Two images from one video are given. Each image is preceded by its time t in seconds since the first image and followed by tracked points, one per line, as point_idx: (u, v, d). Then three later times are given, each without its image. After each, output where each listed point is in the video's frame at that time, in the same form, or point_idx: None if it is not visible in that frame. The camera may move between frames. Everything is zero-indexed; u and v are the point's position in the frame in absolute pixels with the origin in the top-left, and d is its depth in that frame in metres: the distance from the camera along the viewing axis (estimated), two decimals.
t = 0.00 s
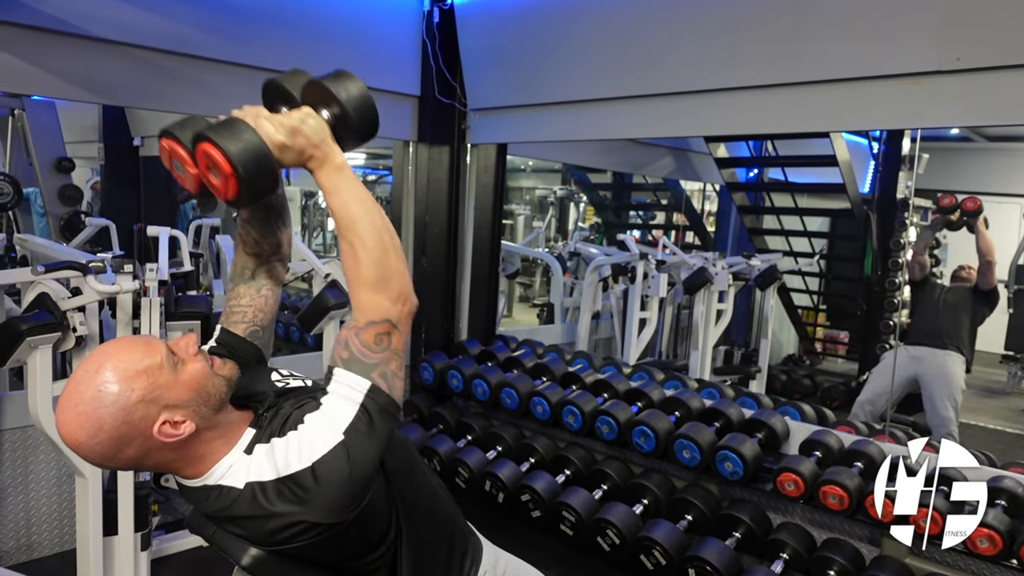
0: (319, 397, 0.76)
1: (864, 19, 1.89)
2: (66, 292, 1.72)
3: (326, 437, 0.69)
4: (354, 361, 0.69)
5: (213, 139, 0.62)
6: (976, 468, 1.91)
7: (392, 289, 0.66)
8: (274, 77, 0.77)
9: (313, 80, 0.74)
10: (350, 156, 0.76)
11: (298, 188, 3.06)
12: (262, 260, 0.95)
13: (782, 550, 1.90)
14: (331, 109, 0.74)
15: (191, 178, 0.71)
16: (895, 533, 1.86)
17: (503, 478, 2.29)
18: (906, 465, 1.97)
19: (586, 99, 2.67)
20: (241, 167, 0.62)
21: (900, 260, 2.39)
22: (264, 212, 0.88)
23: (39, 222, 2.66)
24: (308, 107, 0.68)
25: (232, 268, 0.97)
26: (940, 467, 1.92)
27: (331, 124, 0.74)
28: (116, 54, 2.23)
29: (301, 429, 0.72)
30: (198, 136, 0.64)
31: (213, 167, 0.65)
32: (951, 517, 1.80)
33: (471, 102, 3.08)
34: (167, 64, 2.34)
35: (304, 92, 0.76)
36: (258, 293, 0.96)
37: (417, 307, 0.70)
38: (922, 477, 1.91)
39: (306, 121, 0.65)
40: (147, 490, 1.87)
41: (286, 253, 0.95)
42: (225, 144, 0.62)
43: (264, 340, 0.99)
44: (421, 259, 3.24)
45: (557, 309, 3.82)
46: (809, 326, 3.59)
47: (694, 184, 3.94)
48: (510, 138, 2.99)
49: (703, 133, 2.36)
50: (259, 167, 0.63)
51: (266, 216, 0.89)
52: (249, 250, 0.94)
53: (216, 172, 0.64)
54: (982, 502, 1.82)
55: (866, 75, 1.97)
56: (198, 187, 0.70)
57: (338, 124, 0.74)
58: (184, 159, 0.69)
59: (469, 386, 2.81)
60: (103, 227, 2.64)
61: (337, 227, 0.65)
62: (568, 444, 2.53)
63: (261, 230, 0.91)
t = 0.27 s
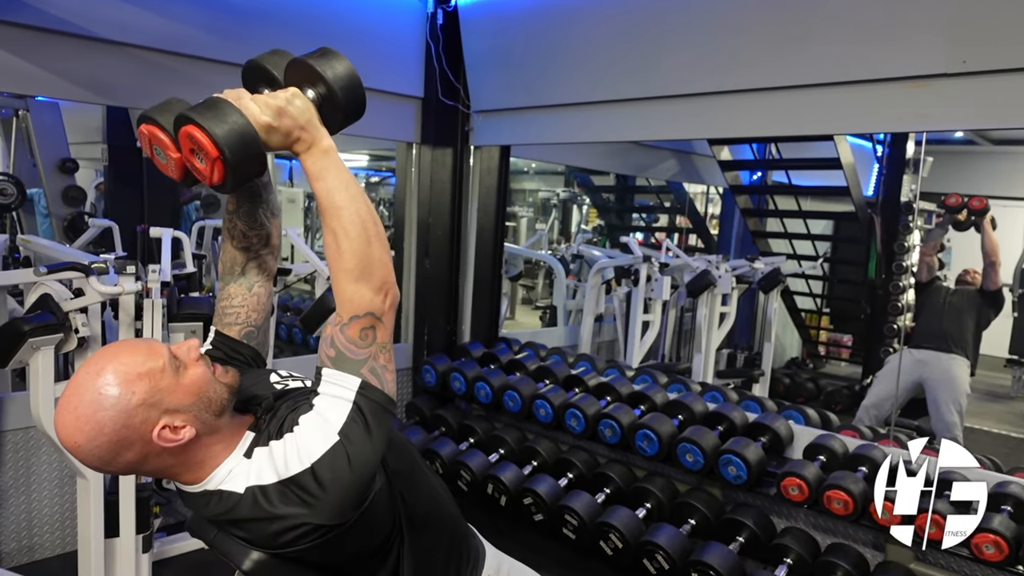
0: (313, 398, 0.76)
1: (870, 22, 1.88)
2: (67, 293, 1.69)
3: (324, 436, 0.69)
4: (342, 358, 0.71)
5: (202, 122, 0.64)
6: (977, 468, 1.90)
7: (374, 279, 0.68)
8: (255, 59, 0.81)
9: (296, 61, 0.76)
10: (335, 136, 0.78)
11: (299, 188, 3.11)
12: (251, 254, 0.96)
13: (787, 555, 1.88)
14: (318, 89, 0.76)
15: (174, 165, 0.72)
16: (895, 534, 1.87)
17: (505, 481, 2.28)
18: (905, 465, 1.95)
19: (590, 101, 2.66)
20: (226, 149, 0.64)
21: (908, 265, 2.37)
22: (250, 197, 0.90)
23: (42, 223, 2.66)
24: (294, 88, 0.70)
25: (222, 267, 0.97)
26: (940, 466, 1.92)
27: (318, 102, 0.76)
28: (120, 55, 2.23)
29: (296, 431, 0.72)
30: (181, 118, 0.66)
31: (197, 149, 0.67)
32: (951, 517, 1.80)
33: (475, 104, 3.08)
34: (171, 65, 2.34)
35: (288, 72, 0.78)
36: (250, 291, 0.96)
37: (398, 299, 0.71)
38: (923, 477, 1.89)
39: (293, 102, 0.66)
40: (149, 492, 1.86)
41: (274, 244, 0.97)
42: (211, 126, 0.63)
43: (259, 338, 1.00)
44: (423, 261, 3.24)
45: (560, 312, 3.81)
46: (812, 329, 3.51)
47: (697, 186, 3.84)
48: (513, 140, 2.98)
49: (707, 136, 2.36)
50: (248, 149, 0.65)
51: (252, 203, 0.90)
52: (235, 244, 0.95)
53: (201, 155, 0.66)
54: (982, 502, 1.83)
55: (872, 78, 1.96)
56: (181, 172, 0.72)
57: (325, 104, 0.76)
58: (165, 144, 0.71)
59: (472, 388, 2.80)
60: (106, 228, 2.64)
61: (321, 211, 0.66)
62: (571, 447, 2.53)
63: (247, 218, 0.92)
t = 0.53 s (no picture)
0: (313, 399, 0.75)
1: (875, 21, 1.88)
2: (69, 294, 1.69)
3: (325, 437, 0.69)
4: (342, 359, 0.71)
5: (202, 115, 0.63)
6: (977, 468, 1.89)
7: (374, 278, 0.69)
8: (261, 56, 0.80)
9: (302, 57, 0.75)
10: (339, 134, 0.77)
11: (302, 189, 3.12)
12: (254, 252, 0.95)
13: (791, 557, 1.87)
14: (322, 86, 0.75)
15: (177, 158, 0.72)
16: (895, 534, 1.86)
17: (508, 482, 2.27)
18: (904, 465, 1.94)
19: (593, 102, 2.66)
20: (225, 143, 0.63)
21: (911, 267, 2.40)
22: (253, 193, 0.90)
23: (46, 224, 2.67)
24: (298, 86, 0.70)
25: (223, 267, 0.96)
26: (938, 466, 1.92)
27: (321, 100, 0.75)
28: (123, 56, 2.23)
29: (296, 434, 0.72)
30: (182, 110, 0.65)
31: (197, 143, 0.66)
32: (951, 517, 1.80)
33: (478, 105, 3.07)
34: (174, 65, 2.34)
35: (293, 69, 0.77)
36: (252, 291, 0.96)
37: (399, 299, 0.72)
38: (923, 478, 1.89)
39: (297, 98, 0.67)
40: (151, 493, 1.86)
41: (277, 244, 0.97)
42: (209, 119, 0.63)
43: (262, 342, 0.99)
44: (426, 262, 3.24)
45: (562, 313, 3.81)
46: (816, 330, 3.63)
47: (701, 187, 3.91)
48: (516, 141, 2.97)
49: (710, 136, 2.35)
50: (248, 144, 0.64)
51: (256, 201, 0.91)
52: (239, 243, 0.94)
53: (201, 149, 0.65)
54: (981, 502, 1.84)
55: (877, 78, 1.95)
56: (184, 166, 0.72)
57: (330, 103, 0.75)
58: (169, 137, 0.71)
59: (475, 389, 2.79)
60: (109, 228, 2.64)
61: (322, 210, 0.67)
62: (574, 448, 2.52)
63: (251, 216, 0.92)
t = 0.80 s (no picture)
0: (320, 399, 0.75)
1: (880, 19, 1.86)
2: (72, 293, 1.70)
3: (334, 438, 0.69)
4: (350, 360, 0.71)
5: (215, 117, 0.63)
6: (978, 467, 1.89)
7: (385, 281, 0.68)
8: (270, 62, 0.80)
9: (313, 61, 0.76)
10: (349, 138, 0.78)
11: (304, 188, 3.08)
12: (263, 255, 0.95)
13: (795, 558, 1.87)
14: (332, 90, 0.76)
15: (189, 161, 0.71)
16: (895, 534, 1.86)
17: (511, 482, 2.27)
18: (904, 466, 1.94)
19: (596, 101, 2.65)
20: (238, 145, 0.63)
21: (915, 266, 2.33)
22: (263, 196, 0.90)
23: (49, 223, 2.67)
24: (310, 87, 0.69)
25: (231, 268, 0.96)
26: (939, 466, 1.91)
27: (332, 104, 0.76)
28: (125, 55, 2.23)
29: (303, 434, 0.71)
30: (195, 113, 0.65)
31: (210, 145, 0.65)
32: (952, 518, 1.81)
33: (480, 104, 3.05)
34: (176, 64, 2.34)
35: (303, 73, 0.78)
36: (259, 293, 0.95)
37: (409, 302, 0.71)
38: (923, 478, 1.90)
39: (307, 101, 0.66)
40: (154, 493, 1.86)
41: (287, 248, 0.96)
42: (223, 121, 0.62)
43: (267, 345, 0.99)
44: (429, 261, 3.24)
45: (565, 312, 3.79)
46: (819, 330, 3.59)
47: (703, 186, 4.02)
48: (519, 140, 2.96)
49: (714, 135, 2.34)
50: (261, 146, 0.64)
51: (266, 203, 0.91)
52: (247, 246, 0.94)
53: (214, 151, 0.65)
54: (982, 502, 1.85)
55: (882, 76, 1.94)
56: (195, 169, 0.71)
57: (340, 106, 0.76)
58: (181, 140, 0.70)
59: (477, 389, 2.79)
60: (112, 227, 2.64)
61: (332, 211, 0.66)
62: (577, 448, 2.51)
63: (259, 219, 0.92)
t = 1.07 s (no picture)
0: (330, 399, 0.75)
1: (883, 16, 1.85)
2: (73, 289, 1.73)
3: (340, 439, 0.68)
4: (360, 363, 0.71)
5: (217, 130, 0.63)
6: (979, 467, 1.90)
7: (398, 287, 0.69)
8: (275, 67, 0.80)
9: (316, 70, 0.75)
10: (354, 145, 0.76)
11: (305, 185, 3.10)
12: (269, 259, 0.95)
13: (797, 556, 1.87)
14: (337, 98, 0.75)
15: (194, 173, 0.71)
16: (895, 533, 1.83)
17: (512, 479, 2.27)
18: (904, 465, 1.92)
19: (598, 98, 2.64)
20: (242, 157, 0.63)
21: (917, 264, 2.25)
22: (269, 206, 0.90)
23: (50, 220, 2.67)
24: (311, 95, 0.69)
25: (238, 271, 0.96)
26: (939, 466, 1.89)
27: (336, 113, 0.75)
28: (125, 51, 2.22)
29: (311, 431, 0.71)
30: (198, 126, 0.65)
31: (214, 158, 0.65)
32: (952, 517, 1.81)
33: (482, 100, 3.05)
34: (177, 61, 2.34)
35: (308, 81, 0.77)
36: (265, 294, 0.95)
37: (422, 305, 0.72)
38: (923, 478, 1.87)
39: (311, 111, 0.65)
40: (155, 489, 1.86)
41: (293, 252, 0.96)
42: (224, 134, 0.62)
43: (271, 346, 0.97)
44: (431, 259, 3.21)
45: (567, 309, 3.75)
46: (820, 328, 3.70)
47: (704, 184, 3.92)
48: (521, 137, 2.96)
49: (716, 132, 2.34)
50: (264, 158, 0.64)
51: (272, 212, 0.90)
52: (254, 252, 0.94)
53: (218, 164, 0.65)
54: (982, 501, 1.85)
55: (885, 73, 1.93)
56: (201, 180, 0.71)
57: (345, 115, 0.75)
58: (185, 152, 0.70)
59: (479, 386, 2.79)
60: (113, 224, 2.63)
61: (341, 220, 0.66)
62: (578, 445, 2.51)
63: (265, 226, 0.91)
